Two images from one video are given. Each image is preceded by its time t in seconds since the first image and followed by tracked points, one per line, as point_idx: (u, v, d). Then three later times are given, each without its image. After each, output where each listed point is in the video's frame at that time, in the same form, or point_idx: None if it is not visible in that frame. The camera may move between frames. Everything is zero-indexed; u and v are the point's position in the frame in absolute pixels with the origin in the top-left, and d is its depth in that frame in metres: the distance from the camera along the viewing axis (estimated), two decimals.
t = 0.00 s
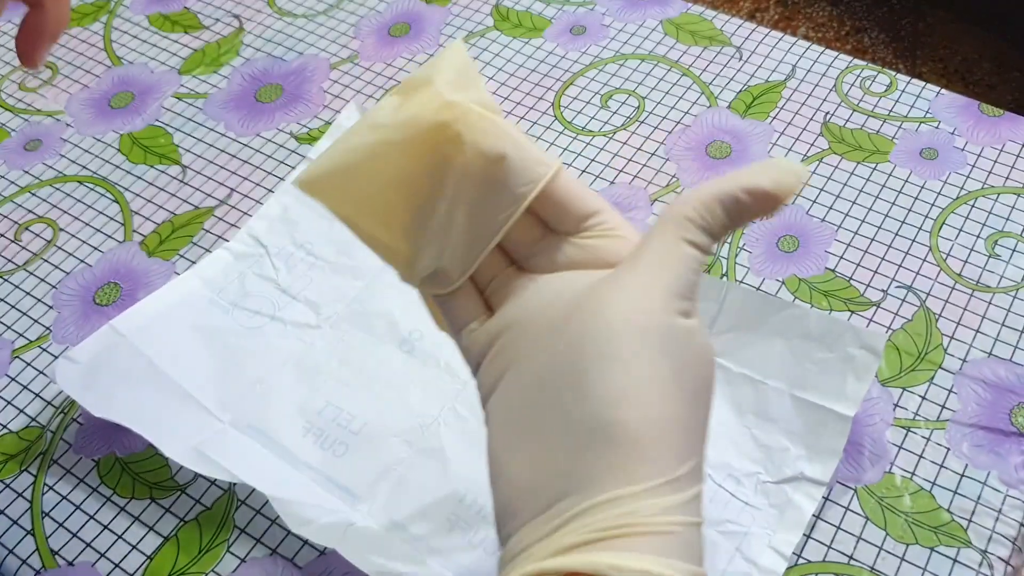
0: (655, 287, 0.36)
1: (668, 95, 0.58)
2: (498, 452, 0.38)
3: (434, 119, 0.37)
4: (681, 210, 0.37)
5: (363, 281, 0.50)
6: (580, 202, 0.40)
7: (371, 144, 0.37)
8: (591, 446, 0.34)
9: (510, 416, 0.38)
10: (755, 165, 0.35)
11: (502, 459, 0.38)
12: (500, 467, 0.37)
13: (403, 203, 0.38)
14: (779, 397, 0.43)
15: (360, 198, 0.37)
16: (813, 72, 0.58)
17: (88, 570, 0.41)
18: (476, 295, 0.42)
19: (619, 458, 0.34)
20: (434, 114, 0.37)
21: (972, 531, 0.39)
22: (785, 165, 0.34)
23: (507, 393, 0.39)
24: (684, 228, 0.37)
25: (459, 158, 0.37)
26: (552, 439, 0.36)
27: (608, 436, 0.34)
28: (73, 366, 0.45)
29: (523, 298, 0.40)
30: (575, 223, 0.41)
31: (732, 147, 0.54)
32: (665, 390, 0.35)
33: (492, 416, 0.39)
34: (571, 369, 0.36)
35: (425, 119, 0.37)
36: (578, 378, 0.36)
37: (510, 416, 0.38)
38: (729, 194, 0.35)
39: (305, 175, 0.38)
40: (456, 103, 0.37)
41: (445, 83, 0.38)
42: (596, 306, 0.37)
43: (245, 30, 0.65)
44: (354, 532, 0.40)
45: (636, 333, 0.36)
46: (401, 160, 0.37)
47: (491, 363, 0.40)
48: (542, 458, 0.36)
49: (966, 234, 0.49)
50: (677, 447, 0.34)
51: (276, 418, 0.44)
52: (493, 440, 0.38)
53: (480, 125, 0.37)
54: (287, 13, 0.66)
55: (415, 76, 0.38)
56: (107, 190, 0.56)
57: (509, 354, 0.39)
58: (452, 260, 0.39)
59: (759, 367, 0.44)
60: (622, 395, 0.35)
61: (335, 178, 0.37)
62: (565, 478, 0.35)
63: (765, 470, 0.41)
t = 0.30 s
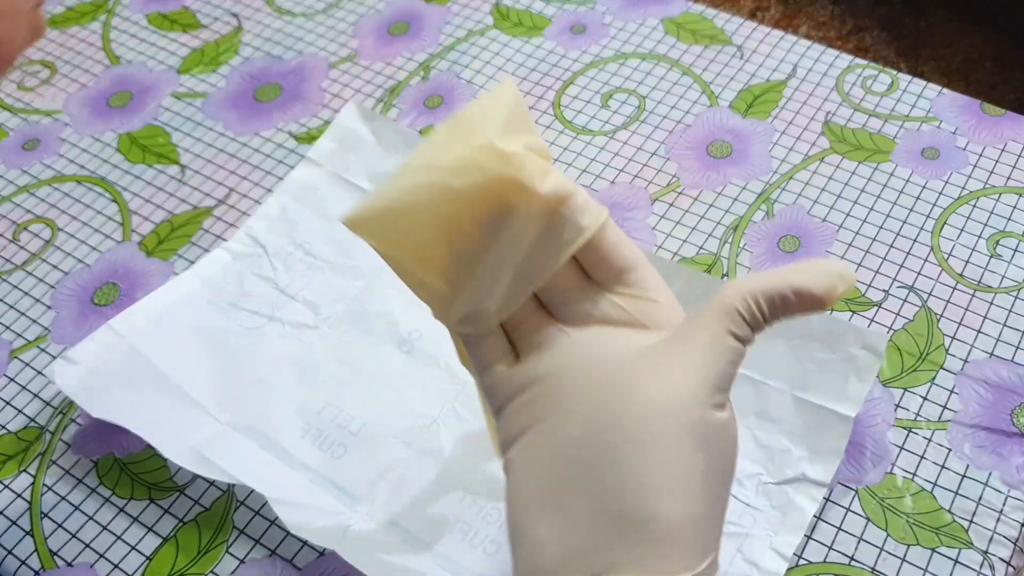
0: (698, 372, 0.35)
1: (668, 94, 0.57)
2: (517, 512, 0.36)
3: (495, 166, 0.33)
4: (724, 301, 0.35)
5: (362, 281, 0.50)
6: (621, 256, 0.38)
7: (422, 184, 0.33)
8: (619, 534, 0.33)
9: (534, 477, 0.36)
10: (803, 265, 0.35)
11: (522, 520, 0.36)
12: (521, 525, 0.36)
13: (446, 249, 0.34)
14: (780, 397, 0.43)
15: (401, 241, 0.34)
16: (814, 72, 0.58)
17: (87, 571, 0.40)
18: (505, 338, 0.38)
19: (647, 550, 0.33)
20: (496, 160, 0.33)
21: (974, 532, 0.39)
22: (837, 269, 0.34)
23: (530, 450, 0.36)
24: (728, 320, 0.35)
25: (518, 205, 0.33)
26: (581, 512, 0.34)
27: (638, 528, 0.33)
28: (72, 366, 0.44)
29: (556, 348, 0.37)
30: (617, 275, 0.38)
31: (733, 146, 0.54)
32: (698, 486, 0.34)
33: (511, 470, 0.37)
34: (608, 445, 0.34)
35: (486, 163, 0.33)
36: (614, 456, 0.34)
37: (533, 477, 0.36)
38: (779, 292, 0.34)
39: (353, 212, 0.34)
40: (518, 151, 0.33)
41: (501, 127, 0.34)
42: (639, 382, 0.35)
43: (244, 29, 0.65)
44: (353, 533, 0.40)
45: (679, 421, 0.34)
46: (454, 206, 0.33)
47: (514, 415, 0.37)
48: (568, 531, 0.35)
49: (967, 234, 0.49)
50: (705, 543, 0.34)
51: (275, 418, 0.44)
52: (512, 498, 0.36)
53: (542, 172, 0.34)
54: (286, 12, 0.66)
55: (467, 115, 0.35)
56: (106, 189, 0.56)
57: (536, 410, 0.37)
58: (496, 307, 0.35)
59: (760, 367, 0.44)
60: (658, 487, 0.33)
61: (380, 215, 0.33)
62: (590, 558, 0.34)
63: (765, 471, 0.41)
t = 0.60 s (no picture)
0: (701, 344, 0.36)
1: (668, 94, 0.57)
2: (538, 496, 0.38)
3: (481, 157, 0.36)
4: (723, 271, 0.36)
5: (362, 281, 0.50)
6: (620, 239, 0.39)
7: (416, 183, 0.36)
8: (632, 509, 0.34)
9: (553, 461, 0.37)
10: (796, 228, 0.35)
11: (544, 504, 0.37)
12: (543, 509, 0.37)
13: (444, 243, 0.37)
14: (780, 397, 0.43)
15: (401, 239, 0.36)
16: (814, 71, 0.58)
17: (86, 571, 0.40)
18: (515, 329, 0.40)
19: (659, 522, 0.34)
20: (482, 152, 0.36)
21: (974, 532, 0.39)
22: (831, 230, 0.34)
23: (547, 437, 0.38)
24: (728, 289, 0.36)
25: (506, 193, 0.36)
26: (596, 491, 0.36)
27: (648, 501, 0.34)
28: (72, 366, 0.44)
29: (563, 335, 0.39)
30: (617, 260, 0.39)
31: (733, 146, 0.54)
32: (707, 455, 0.34)
33: (532, 458, 0.39)
34: (617, 424, 0.36)
35: (472, 157, 0.36)
36: (622, 433, 0.35)
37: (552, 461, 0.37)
38: (775, 258, 0.34)
39: (354, 215, 0.37)
40: (503, 143, 0.36)
41: (488, 121, 0.37)
42: (643, 360, 0.36)
43: (244, 29, 0.65)
44: (353, 533, 0.40)
45: (684, 395, 0.35)
46: (446, 200, 0.36)
47: (533, 402, 0.39)
48: (586, 511, 0.36)
49: (968, 234, 0.49)
50: (718, 514, 0.34)
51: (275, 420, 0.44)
52: (534, 483, 0.38)
53: (526, 160, 0.36)
54: (286, 12, 0.66)
55: (456, 114, 0.38)
56: (106, 189, 0.56)
57: (553, 398, 0.38)
58: (499, 297, 0.37)
59: (761, 368, 0.44)
60: (665, 459, 0.34)
61: (380, 217, 0.36)
62: (607, 536, 0.35)
63: (765, 471, 0.41)
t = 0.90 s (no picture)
0: (706, 354, 0.35)
1: (668, 94, 0.57)
2: (544, 505, 0.38)
3: (480, 164, 0.36)
4: (731, 281, 0.35)
5: (362, 281, 0.50)
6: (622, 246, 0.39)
7: (417, 191, 0.36)
8: (637, 519, 0.34)
9: (559, 469, 0.37)
10: (807, 239, 0.35)
11: (550, 513, 0.37)
12: (549, 518, 0.37)
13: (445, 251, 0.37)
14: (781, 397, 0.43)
15: (401, 248, 0.37)
16: (814, 71, 0.58)
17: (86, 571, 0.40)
18: (519, 337, 0.40)
19: (665, 532, 0.34)
20: (483, 161, 0.36)
21: (974, 532, 0.39)
22: (842, 242, 0.34)
23: (552, 446, 0.38)
24: (735, 299, 0.35)
25: (507, 201, 0.36)
26: (602, 501, 0.36)
27: (654, 511, 0.34)
28: (72, 366, 0.44)
29: (568, 343, 0.39)
30: (619, 265, 0.39)
31: (733, 146, 0.54)
32: (712, 465, 0.35)
33: (538, 466, 0.39)
34: (623, 433, 0.36)
35: (473, 166, 0.36)
36: (627, 444, 0.35)
37: (557, 471, 0.37)
38: (785, 269, 0.34)
39: (355, 224, 0.37)
40: (504, 151, 0.36)
41: (489, 128, 0.37)
42: (648, 369, 0.36)
43: (243, 29, 0.65)
44: (352, 533, 0.40)
45: (687, 404, 0.35)
46: (446, 208, 0.36)
47: (539, 411, 0.39)
48: (592, 521, 0.36)
49: (967, 234, 0.49)
50: (724, 524, 0.34)
51: (275, 419, 0.44)
52: (540, 491, 0.38)
53: (527, 168, 0.36)
54: (286, 12, 0.66)
55: (457, 122, 0.38)
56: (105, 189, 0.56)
57: (559, 406, 0.38)
58: (501, 306, 0.38)
59: (761, 368, 0.44)
60: (671, 469, 0.34)
61: (381, 226, 0.36)
62: (613, 545, 0.35)
63: (765, 471, 0.41)
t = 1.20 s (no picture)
0: (697, 362, 0.35)
1: (668, 94, 0.57)
2: (537, 513, 0.38)
3: (470, 174, 0.36)
4: (721, 287, 0.35)
5: (362, 281, 0.50)
6: (613, 254, 0.39)
7: (408, 202, 0.36)
8: (630, 528, 0.34)
9: (552, 478, 0.37)
10: (797, 244, 0.34)
11: (543, 521, 0.37)
12: (541, 526, 0.37)
13: (437, 259, 0.37)
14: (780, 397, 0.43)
15: (395, 258, 0.37)
16: (814, 71, 0.57)
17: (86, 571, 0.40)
18: (512, 346, 0.40)
19: (657, 540, 0.34)
20: (473, 170, 0.36)
21: (974, 532, 0.39)
22: (830, 246, 0.33)
23: (547, 452, 0.38)
24: (725, 305, 0.35)
25: (498, 209, 0.36)
26: (595, 509, 0.36)
27: (646, 519, 0.34)
28: (72, 366, 0.44)
29: (561, 350, 0.39)
30: (609, 272, 0.39)
31: (733, 147, 0.54)
32: (704, 473, 0.35)
33: (532, 472, 0.39)
34: (616, 442, 0.36)
35: (463, 175, 0.36)
36: (621, 451, 0.35)
37: (551, 477, 0.37)
38: (774, 275, 0.34)
39: (348, 234, 0.37)
40: (493, 160, 0.36)
41: (480, 140, 0.37)
42: (641, 377, 0.36)
43: (243, 29, 0.65)
44: (352, 533, 0.40)
45: (680, 411, 0.35)
46: (437, 217, 0.36)
47: (532, 420, 0.39)
48: (585, 529, 0.36)
49: (967, 234, 0.49)
50: (715, 530, 0.34)
51: (275, 419, 0.44)
52: (532, 499, 0.38)
53: (517, 176, 0.36)
54: (286, 12, 0.66)
55: (449, 135, 0.38)
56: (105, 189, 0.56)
57: (553, 415, 0.38)
58: (494, 313, 0.37)
59: (761, 369, 0.44)
60: (663, 478, 0.34)
61: (372, 236, 0.37)
62: (605, 554, 0.35)
63: (766, 471, 0.41)
